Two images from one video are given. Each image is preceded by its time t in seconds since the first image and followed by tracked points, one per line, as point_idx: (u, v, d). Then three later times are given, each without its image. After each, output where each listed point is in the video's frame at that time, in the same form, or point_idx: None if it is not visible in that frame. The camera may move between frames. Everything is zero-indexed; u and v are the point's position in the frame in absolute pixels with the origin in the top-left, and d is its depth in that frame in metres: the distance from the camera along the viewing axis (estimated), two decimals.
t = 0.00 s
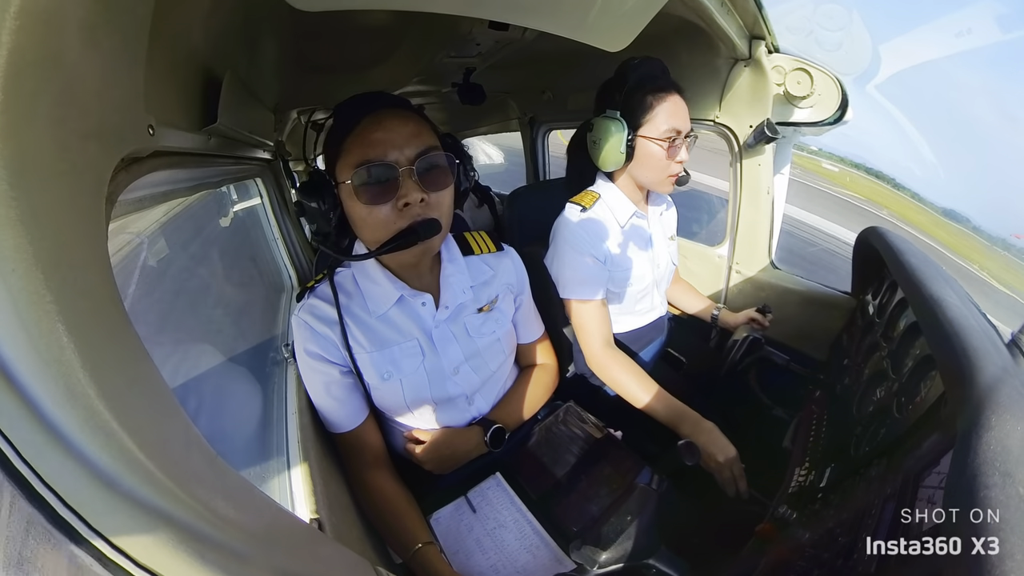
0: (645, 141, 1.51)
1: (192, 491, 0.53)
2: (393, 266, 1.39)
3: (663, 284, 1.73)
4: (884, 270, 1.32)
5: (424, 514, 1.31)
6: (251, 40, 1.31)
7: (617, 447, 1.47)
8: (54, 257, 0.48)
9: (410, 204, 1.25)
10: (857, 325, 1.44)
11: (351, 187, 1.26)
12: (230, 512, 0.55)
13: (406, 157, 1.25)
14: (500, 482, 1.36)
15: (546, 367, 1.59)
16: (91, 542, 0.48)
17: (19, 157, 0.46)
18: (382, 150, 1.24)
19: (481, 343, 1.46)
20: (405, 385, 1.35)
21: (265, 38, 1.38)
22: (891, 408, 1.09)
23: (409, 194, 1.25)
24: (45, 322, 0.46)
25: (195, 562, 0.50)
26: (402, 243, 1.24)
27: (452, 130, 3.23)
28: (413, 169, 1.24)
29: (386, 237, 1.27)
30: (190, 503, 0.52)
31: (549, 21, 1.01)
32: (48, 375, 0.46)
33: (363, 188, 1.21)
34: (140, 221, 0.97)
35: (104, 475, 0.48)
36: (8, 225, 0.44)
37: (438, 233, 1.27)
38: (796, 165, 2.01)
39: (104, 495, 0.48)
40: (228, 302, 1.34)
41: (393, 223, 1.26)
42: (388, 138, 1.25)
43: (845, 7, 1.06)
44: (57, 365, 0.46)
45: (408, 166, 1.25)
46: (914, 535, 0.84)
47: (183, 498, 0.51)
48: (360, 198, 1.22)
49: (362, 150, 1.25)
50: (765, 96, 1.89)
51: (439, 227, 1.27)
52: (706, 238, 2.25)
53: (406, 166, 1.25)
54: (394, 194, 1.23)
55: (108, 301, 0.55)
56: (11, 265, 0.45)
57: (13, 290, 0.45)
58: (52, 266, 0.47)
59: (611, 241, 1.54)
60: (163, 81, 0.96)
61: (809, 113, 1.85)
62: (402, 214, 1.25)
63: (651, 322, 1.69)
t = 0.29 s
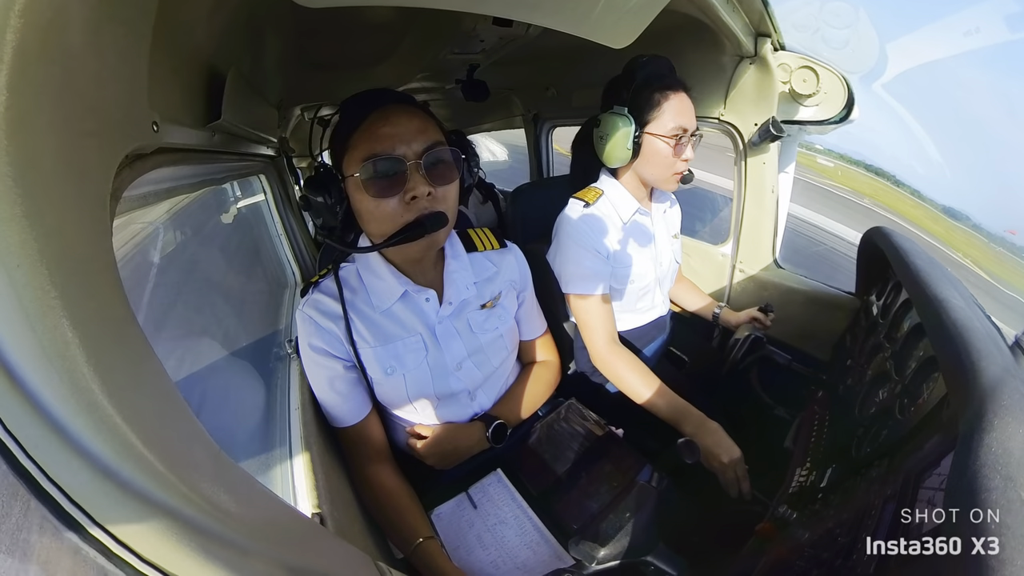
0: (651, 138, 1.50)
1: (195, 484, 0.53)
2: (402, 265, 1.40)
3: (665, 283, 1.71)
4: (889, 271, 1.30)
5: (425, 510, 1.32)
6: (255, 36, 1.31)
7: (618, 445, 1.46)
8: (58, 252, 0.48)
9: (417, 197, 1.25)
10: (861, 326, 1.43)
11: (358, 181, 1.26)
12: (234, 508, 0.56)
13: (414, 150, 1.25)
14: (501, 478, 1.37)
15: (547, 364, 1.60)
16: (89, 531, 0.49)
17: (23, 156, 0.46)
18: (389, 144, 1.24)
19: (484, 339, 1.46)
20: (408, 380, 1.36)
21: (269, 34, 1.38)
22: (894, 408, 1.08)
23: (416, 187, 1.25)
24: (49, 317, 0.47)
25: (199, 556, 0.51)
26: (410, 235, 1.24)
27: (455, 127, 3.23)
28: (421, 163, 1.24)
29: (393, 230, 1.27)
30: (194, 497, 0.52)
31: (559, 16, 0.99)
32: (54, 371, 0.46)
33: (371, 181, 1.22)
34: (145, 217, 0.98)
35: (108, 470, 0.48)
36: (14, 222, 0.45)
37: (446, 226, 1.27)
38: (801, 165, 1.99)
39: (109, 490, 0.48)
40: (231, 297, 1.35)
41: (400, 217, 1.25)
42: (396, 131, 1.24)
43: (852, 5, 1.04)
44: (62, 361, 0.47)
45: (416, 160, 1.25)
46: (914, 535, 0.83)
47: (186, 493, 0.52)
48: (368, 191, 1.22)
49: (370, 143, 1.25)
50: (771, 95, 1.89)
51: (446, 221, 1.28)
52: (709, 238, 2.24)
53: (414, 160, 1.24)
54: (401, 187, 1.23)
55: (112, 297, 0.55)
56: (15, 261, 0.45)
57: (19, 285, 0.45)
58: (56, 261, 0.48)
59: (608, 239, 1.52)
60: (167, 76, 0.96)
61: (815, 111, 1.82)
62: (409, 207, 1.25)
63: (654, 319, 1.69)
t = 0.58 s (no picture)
0: (651, 137, 1.49)
1: (197, 480, 0.53)
2: (404, 263, 1.40)
3: (665, 280, 1.70)
4: (892, 270, 1.30)
5: (426, 505, 1.33)
6: (256, 33, 1.31)
7: (619, 441, 1.46)
8: (61, 252, 0.49)
9: (419, 198, 1.25)
10: (864, 324, 1.42)
11: (359, 181, 1.26)
12: (236, 504, 0.56)
13: (415, 151, 1.25)
14: (503, 474, 1.38)
15: (549, 360, 1.60)
16: (91, 525, 0.49)
17: (25, 157, 0.46)
18: (391, 144, 1.24)
19: (485, 335, 1.46)
20: (410, 376, 1.36)
21: (270, 30, 1.38)
22: (895, 407, 1.08)
23: (418, 188, 1.25)
24: (53, 316, 0.47)
25: (203, 551, 0.51)
26: (412, 237, 1.25)
27: (457, 123, 3.22)
28: (423, 163, 1.24)
29: (396, 231, 1.28)
30: (196, 492, 0.53)
31: (565, 14, 0.99)
32: (57, 369, 0.47)
33: (372, 182, 1.21)
34: (147, 214, 0.98)
35: (112, 467, 0.48)
36: (17, 221, 0.45)
37: (449, 227, 1.28)
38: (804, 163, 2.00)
39: (113, 486, 0.48)
40: (234, 294, 1.35)
41: (403, 218, 1.26)
42: (397, 132, 1.24)
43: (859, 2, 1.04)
44: (65, 359, 0.47)
45: (418, 160, 1.25)
46: (914, 535, 0.84)
47: (188, 487, 0.52)
48: (370, 192, 1.22)
49: (371, 144, 1.24)
50: (774, 92, 1.87)
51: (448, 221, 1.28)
52: (712, 234, 2.22)
53: (416, 161, 1.24)
54: (403, 188, 1.23)
55: (115, 297, 0.56)
56: (18, 260, 0.45)
57: (23, 283, 0.45)
58: (60, 261, 0.48)
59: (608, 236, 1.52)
60: (168, 74, 0.96)
61: (818, 108, 1.84)
62: (411, 208, 1.26)
63: (655, 316, 1.69)
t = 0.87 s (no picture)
0: (643, 135, 1.48)
1: (198, 476, 0.53)
2: (404, 261, 1.40)
3: (665, 276, 1.71)
4: (892, 267, 1.30)
5: (427, 502, 1.34)
6: (254, 30, 1.30)
7: (618, 437, 1.46)
8: (60, 252, 0.49)
9: (411, 188, 1.25)
10: (863, 321, 1.42)
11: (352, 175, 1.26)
12: (238, 499, 0.56)
13: (406, 142, 1.24)
14: (503, 470, 1.38)
15: (548, 357, 1.60)
16: (93, 523, 0.49)
17: (23, 159, 0.46)
18: (381, 136, 1.23)
19: (484, 331, 1.46)
20: (409, 372, 1.37)
21: (268, 27, 1.37)
22: (894, 405, 1.08)
23: (410, 179, 1.24)
24: (53, 314, 0.47)
25: (205, 547, 0.52)
26: (405, 228, 1.24)
27: (457, 119, 3.20)
28: (413, 154, 1.24)
29: (389, 223, 1.27)
30: (200, 489, 0.53)
31: (570, 12, 0.99)
32: (60, 368, 0.47)
33: (364, 174, 1.21)
34: (147, 213, 0.98)
35: (115, 464, 0.48)
36: (15, 222, 0.45)
37: (440, 217, 1.26)
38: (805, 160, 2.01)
39: (116, 484, 0.49)
40: (234, 292, 1.35)
41: (395, 210, 1.26)
42: (387, 123, 1.24)
43: None
44: (67, 358, 0.47)
45: (408, 152, 1.24)
46: (914, 534, 0.84)
47: (192, 485, 0.52)
48: (361, 184, 1.22)
49: (361, 136, 1.24)
50: (774, 88, 1.86)
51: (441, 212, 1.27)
52: (712, 230, 2.22)
53: (406, 152, 1.24)
54: (395, 179, 1.23)
55: (116, 297, 0.56)
56: (17, 259, 0.45)
57: (23, 283, 0.45)
58: (60, 260, 0.48)
59: (608, 232, 1.52)
60: (166, 71, 0.95)
61: (819, 104, 1.86)
62: (403, 200, 1.25)
63: (655, 313, 1.69)
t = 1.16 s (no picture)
0: (638, 140, 1.48)
1: (199, 478, 0.53)
2: (405, 262, 1.40)
3: (665, 275, 1.71)
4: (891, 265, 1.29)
5: (428, 501, 1.34)
6: (252, 30, 1.30)
7: (619, 436, 1.46)
8: (60, 254, 0.49)
9: (412, 188, 1.25)
10: (863, 319, 1.42)
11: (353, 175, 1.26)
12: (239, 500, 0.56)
13: (407, 142, 1.24)
14: (504, 470, 1.39)
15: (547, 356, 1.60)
16: (93, 523, 0.49)
17: (21, 163, 0.46)
18: (382, 137, 1.23)
19: (484, 330, 1.47)
20: (409, 372, 1.37)
21: (266, 28, 1.37)
22: (894, 403, 1.08)
23: (410, 178, 1.24)
24: (53, 318, 0.47)
25: (206, 548, 0.52)
26: (406, 228, 1.24)
27: (456, 118, 3.19)
28: (414, 154, 1.24)
29: (390, 223, 1.27)
30: (200, 490, 0.53)
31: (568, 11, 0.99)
32: (59, 369, 0.47)
33: (365, 175, 1.21)
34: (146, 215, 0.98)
35: (115, 466, 0.49)
36: (13, 225, 0.45)
37: (442, 216, 1.26)
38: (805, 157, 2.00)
39: (116, 485, 0.49)
40: (234, 293, 1.35)
41: (396, 209, 1.26)
42: (388, 124, 1.24)
43: None
44: (67, 359, 0.47)
45: (409, 151, 1.24)
46: (913, 535, 0.83)
47: (193, 486, 0.52)
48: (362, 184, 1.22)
49: (363, 136, 1.24)
50: (773, 87, 1.87)
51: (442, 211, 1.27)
52: (711, 228, 2.21)
53: (407, 152, 1.24)
54: (396, 179, 1.23)
55: (116, 299, 0.56)
56: (16, 262, 0.45)
57: (22, 286, 0.46)
58: (60, 263, 0.48)
59: (609, 229, 1.52)
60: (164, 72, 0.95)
61: (818, 102, 1.85)
62: (404, 199, 1.25)
63: (655, 312, 1.69)
